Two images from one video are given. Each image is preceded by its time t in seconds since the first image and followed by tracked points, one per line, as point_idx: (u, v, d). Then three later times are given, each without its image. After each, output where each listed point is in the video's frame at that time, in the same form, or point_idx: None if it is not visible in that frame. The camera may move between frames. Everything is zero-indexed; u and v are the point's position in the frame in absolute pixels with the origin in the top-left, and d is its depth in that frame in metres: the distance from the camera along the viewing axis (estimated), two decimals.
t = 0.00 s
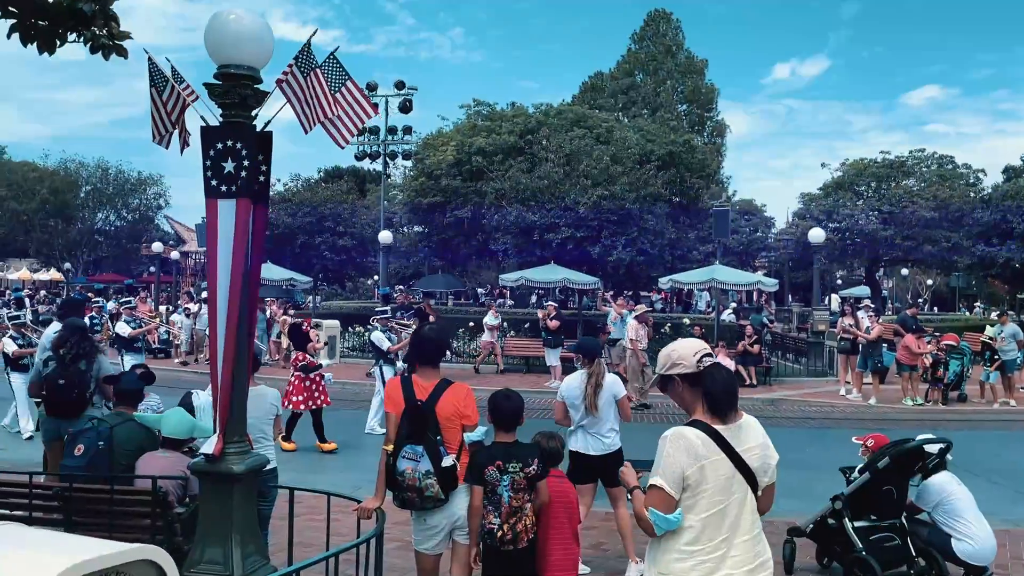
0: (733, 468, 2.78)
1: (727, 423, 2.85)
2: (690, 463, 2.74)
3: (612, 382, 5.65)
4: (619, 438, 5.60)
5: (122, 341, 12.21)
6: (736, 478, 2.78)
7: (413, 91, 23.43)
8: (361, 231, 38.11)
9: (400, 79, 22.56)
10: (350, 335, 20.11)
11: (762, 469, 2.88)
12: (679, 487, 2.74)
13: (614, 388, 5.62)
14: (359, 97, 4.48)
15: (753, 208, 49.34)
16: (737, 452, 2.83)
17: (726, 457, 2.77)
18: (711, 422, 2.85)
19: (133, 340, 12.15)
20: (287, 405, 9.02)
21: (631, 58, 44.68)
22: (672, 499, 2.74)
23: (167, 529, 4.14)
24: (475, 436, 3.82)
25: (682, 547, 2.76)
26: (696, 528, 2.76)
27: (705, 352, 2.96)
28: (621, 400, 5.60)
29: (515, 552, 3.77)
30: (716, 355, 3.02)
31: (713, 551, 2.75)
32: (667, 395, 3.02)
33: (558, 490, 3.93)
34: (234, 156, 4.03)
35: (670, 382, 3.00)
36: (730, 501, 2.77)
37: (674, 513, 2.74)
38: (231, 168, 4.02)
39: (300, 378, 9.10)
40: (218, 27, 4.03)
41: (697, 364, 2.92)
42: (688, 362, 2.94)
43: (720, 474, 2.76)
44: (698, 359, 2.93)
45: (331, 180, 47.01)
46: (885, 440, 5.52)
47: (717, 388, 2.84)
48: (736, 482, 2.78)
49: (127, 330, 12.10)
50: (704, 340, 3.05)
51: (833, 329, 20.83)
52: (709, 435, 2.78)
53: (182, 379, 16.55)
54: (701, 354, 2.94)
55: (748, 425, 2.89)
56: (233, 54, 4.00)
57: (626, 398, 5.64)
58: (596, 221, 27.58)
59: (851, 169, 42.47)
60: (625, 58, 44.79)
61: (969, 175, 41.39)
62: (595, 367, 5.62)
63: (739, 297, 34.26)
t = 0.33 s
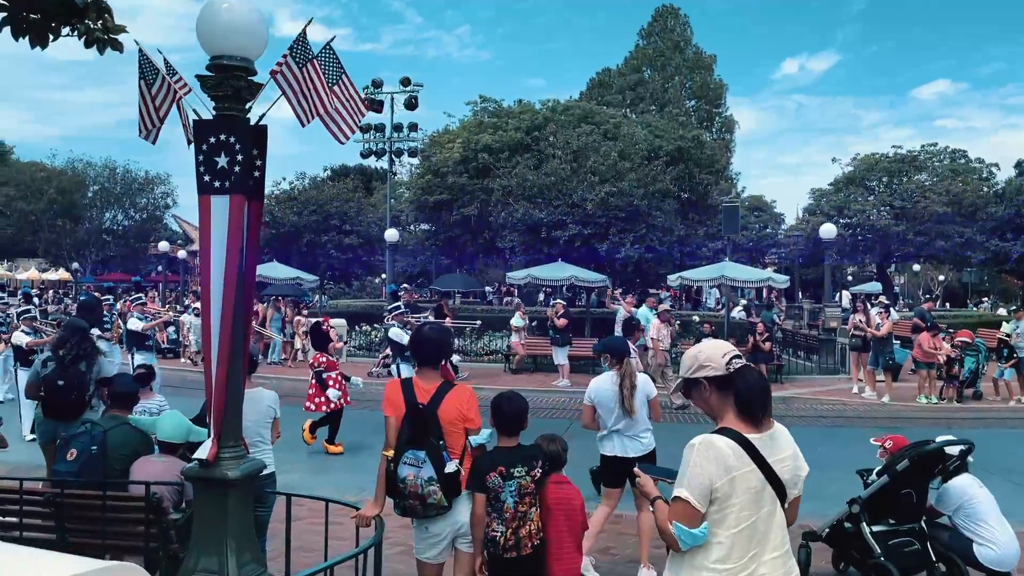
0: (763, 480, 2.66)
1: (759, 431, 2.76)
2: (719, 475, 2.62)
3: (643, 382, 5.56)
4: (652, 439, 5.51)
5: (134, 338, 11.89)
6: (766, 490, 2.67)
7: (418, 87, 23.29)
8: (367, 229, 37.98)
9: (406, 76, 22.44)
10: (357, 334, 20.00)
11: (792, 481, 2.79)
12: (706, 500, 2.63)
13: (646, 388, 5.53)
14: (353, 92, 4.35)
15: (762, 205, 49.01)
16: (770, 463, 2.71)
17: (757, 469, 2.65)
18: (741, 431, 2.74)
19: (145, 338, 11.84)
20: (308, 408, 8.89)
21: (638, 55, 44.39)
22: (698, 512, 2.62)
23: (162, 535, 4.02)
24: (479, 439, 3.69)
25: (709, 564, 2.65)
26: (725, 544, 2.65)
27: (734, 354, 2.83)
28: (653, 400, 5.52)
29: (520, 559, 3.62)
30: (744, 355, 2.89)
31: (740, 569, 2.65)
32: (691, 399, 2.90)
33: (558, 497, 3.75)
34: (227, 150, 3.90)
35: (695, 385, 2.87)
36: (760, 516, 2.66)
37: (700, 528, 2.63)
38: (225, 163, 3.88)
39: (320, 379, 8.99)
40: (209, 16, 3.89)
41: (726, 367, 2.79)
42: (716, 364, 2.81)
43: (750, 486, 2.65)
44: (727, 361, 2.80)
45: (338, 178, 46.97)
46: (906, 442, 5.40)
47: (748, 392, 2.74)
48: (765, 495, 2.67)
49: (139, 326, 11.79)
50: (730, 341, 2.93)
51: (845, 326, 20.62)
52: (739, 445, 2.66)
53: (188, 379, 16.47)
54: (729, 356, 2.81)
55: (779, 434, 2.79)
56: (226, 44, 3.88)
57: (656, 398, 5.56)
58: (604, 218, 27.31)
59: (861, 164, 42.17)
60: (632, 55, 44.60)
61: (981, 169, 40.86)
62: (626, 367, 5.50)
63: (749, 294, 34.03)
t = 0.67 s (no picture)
0: (787, 487, 2.59)
1: (780, 436, 2.70)
2: (739, 483, 2.55)
3: (666, 377, 5.43)
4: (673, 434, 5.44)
5: (148, 342, 11.39)
6: (790, 497, 2.61)
7: (428, 85, 23.20)
8: (377, 227, 37.94)
9: (415, 74, 22.33)
10: (367, 333, 19.99)
11: (815, 487, 2.74)
12: (726, 508, 2.55)
13: (669, 383, 5.42)
14: (351, 87, 4.31)
15: (775, 201, 48.68)
16: (793, 470, 2.65)
17: (781, 477, 2.59)
18: (764, 435, 2.68)
19: (159, 342, 11.33)
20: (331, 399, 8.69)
21: (649, 51, 44.15)
22: (715, 521, 2.55)
23: (159, 539, 3.93)
24: (483, 437, 3.60)
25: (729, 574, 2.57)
26: (745, 554, 2.58)
27: (759, 351, 2.78)
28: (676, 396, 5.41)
29: (527, 562, 3.53)
30: (769, 355, 2.83)
31: None
32: (710, 396, 2.84)
33: (557, 500, 3.71)
34: (224, 144, 3.81)
35: (716, 381, 2.82)
36: (783, 525, 2.60)
37: (718, 536, 2.55)
38: (221, 157, 3.80)
39: (338, 371, 8.78)
40: (204, 5, 3.80)
41: (748, 366, 2.74)
42: (740, 362, 2.74)
43: (772, 495, 2.57)
44: (751, 360, 2.74)
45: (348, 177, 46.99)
46: (923, 441, 5.29)
47: (771, 394, 2.67)
48: (789, 504, 2.61)
49: (153, 331, 11.28)
50: (755, 339, 2.87)
51: (859, 322, 20.37)
52: (762, 451, 2.59)
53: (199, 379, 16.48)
54: (753, 354, 2.76)
55: (801, 439, 2.73)
56: (223, 35, 3.79)
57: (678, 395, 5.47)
58: (614, 215, 27.11)
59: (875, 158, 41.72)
60: (642, 51, 44.35)
61: (997, 162, 40.31)
62: (648, 363, 5.36)
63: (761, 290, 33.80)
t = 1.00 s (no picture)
0: (798, 493, 2.51)
1: (792, 438, 2.59)
2: (746, 488, 2.46)
3: (677, 375, 5.32)
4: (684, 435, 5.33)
5: (164, 344, 11.18)
6: (803, 503, 2.52)
7: (438, 82, 23.11)
8: (387, 225, 37.97)
9: (425, 71, 22.26)
10: (379, 331, 20.01)
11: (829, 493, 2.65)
12: (729, 513, 2.47)
13: (680, 381, 5.30)
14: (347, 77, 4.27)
15: (789, 196, 48.32)
16: (805, 472, 2.56)
17: (792, 481, 2.50)
18: (773, 436, 2.59)
19: (176, 345, 11.15)
20: (341, 406, 8.66)
21: (661, 47, 43.91)
22: (716, 525, 2.47)
23: (157, 542, 3.87)
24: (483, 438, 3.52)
25: None
26: (754, 563, 2.49)
27: (776, 348, 2.69)
28: (687, 395, 5.30)
29: (529, 562, 3.43)
30: (788, 352, 2.74)
31: None
32: (722, 391, 2.76)
33: (558, 502, 3.66)
34: (220, 138, 3.74)
35: (728, 375, 2.74)
36: (796, 532, 2.52)
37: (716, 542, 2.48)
38: (217, 151, 3.73)
39: (357, 377, 8.64)
40: None
41: (763, 362, 2.65)
42: (754, 356, 2.67)
43: (781, 500, 2.49)
44: (767, 356, 2.66)
45: (360, 175, 47.04)
46: (939, 438, 5.16)
47: (784, 393, 2.56)
48: (801, 509, 2.52)
49: (170, 334, 11.09)
50: (773, 335, 2.78)
51: (875, 318, 20.12)
52: (772, 453, 2.51)
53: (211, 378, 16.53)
54: (769, 350, 2.68)
55: (815, 440, 2.63)
56: (219, 27, 3.72)
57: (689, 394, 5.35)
58: (626, 211, 26.89)
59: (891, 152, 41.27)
60: (654, 47, 44.10)
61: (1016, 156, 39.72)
62: (659, 360, 5.24)
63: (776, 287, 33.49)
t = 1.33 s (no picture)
0: (806, 502, 2.41)
1: (802, 444, 2.49)
2: (751, 496, 2.36)
3: (679, 376, 5.21)
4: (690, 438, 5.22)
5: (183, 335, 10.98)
6: (811, 512, 2.42)
7: (450, 79, 23.04)
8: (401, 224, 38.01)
9: (438, 69, 22.20)
10: (393, 329, 20.00)
11: (841, 500, 2.53)
12: (734, 522, 2.38)
13: (680, 382, 5.19)
14: (345, 73, 4.43)
15: (807, 191, 47.87)
16: (813, 479, 2.45)
17: (800, 488, 2.40)
18: (780, 442, 2.49)
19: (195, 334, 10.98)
20: (359, 411, 8.45)
21: (676, 43, 43.59)
22: (722, 536, 2.38)
23: (157, 547, 3.82)
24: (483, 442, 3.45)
25: None
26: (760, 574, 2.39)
27: (784, 350, 2.59)
28: (689, 396, 5.18)
29: (531, 566, 3.37)
30: (797, 353, 2.64)
31: None
32: (728, 395, 2.67)
33: (563, 508, 3.57)
34: (218, 136, 3.68)
35: (733, 377, 2.64)
36: (804, 542, 2.41)
37: (721, 552, 2.39)
38: (214, 150, 3.66)
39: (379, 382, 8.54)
40: None
41: (770, 364, 2.56)
42: (761, 360, 2.57)
43: (789, 508, 2.39)
44: (774, 358, 2.56)
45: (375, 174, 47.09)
46: (960, 440, 5.04)
47: (790, 397, 2.46)
48: (810, 520, 2.41)
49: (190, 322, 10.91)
50: (780, 336, 2.68)
51: (894, 314, 19.84)
52: (778, 460, 2.40)
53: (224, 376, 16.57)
54: (777, 351, 2.57)
55: (825, 445, 2.53)
56: (214, 20, 3.66)
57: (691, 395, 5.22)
58: (640, 208, 26.74)
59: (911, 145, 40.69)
60: (670, 43, 43.80)
61: None
62: (660, 362, 5.13)
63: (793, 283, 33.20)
